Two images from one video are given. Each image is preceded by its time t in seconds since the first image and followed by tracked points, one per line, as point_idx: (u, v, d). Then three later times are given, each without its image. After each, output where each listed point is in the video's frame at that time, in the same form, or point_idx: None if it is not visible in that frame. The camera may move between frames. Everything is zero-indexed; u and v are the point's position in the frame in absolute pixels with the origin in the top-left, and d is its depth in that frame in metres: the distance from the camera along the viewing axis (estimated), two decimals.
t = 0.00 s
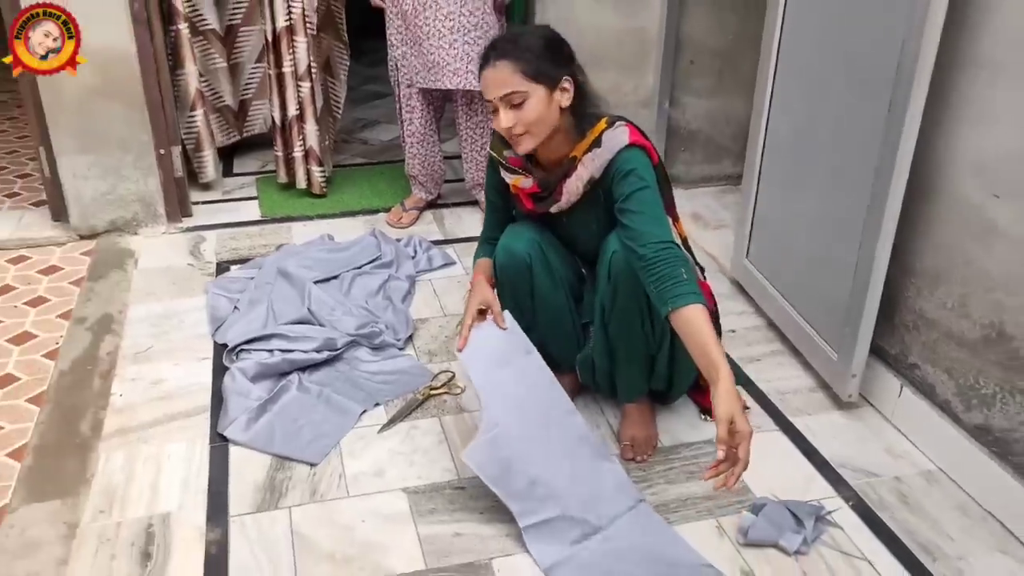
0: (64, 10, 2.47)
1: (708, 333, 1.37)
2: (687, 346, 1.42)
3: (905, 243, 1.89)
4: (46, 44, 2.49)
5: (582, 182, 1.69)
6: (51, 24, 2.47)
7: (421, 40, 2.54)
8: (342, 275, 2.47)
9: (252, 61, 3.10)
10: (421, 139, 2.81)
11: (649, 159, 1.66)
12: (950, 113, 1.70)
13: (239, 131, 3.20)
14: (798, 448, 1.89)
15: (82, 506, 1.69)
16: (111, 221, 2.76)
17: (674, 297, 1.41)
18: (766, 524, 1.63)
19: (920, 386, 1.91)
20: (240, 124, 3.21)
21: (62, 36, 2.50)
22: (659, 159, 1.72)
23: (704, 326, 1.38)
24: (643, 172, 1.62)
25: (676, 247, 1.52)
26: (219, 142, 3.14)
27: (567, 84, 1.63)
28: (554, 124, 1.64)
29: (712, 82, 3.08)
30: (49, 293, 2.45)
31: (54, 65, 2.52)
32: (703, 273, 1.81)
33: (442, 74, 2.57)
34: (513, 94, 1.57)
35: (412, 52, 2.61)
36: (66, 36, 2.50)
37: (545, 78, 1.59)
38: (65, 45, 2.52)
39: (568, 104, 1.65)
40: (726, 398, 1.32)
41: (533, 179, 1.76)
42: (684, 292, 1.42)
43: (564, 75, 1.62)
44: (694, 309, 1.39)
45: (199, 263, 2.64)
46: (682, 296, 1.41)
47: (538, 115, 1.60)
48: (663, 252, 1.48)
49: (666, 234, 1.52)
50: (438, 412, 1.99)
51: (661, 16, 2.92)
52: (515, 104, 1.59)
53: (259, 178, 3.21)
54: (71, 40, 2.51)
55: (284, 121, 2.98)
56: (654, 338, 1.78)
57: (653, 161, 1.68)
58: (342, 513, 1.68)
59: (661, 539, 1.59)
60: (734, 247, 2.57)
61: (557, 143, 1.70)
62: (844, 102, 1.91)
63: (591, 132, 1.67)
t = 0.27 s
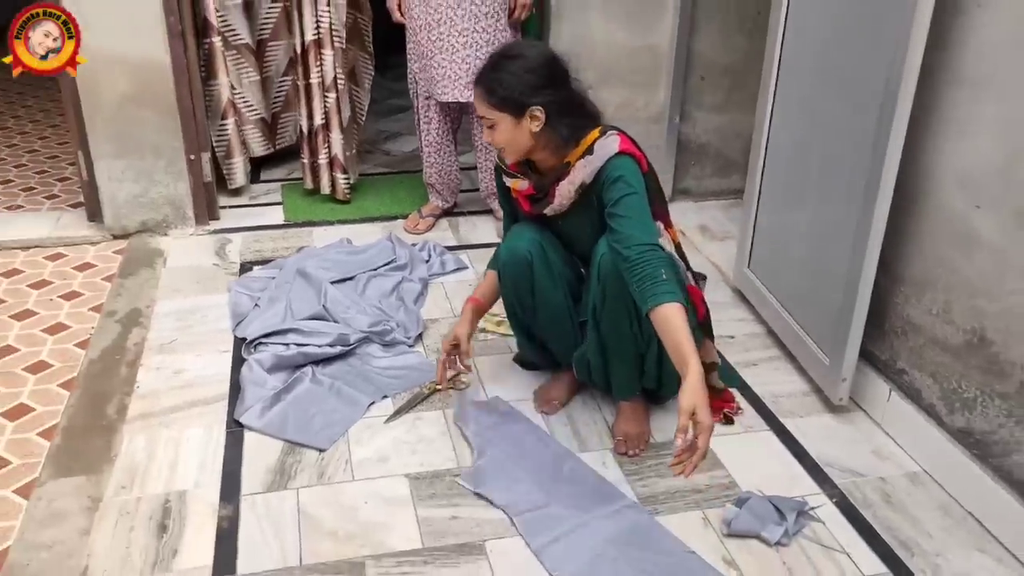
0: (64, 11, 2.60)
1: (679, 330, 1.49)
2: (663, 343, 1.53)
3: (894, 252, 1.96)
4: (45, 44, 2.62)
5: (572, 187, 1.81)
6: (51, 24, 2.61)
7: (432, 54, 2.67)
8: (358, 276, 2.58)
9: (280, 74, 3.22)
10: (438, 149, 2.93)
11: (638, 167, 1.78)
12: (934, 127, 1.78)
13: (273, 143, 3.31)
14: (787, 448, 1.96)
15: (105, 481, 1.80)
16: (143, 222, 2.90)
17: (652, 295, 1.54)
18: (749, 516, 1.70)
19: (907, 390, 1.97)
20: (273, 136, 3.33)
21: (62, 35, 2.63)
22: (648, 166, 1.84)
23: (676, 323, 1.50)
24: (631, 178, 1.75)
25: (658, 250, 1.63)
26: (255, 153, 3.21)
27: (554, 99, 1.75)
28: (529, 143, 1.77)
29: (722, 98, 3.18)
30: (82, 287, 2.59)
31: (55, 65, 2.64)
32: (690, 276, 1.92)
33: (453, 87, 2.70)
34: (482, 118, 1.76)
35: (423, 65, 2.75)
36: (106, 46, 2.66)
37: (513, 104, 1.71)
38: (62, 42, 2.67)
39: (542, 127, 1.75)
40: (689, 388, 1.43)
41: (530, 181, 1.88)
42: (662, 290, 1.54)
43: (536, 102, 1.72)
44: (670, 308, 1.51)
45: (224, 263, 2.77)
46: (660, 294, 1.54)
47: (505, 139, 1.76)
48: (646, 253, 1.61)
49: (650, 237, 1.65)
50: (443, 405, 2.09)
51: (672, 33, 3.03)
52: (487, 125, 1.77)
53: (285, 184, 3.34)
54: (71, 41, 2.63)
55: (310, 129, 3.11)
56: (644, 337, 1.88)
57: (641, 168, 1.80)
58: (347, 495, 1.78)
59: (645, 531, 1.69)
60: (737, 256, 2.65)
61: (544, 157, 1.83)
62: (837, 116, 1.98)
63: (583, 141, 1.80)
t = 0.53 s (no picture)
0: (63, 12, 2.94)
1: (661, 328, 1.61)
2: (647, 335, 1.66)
3: (889, 256, 2.01)
4: (44, 42, 2.94)
5: (571, 190, 1.90)
6: (49, 23, 2.93)
7: (442, 62, 2.81)
8: (371, 276, 2.67)
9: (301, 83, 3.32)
10: (451, 155, 3.03)
11: (634, 171, 1.87)
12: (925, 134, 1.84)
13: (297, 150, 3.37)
14: (782, 445, 2.01)
15: (124, 464, 1.89)
16: (167, 223, 3.01)
17: (640, 294, 1.65)
18: (739, 508, 1.76)
19: (900, 391, 2.02)
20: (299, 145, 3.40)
21: (59, 35, 2.95)
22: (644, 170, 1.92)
23: (659, 321, 1.62)
24: (626, 182, 1.83)
25: (648, 251, 1.73)
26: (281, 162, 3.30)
27: (555, 103, 1.85)
28: (537, 140, 1.86)
29: (731, 108, 3.24)
30: (108, 284, 2.70)
31: (55, 63, 2.95)
32: (685, 277, 2.00)
33: (460, 94, 2.84)
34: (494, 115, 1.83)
35: (427, 72, 2.86)
36: (134, 54, 2.78)
37: (525, 100, 1.81)
38: (65, 46, 2.98)
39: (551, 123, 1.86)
40: (666, 383, 1.57)
41: (532, 183, 1.98)
42: (650, 290, 1.65)
43: (545, 98, 1.83)
44: (655, 306, 1.63)
45: (243, 263, 2.87)
46: (648, 294, 1.64)
47: (518, 132, 1.83)
48: (636, 254, 1.71)
49: (641, 238, 1.74)
50: (448, 399, 2.16)
51: (682, 44, 3.10)
52: (497, 122, 1.84)
53: (304, 189, 3.43)
54: (70, 40, 2.94)
55: (331, 134, 3.20)
56: (639, 336, 1.94)
57: (637, 173, 1.88)
58: (353, 481, 1.86)
59: (636, 521, 1.75)
60: (741, 262, 2.71)
61: (547, 158, 1.92)
62: (835, 124, 2.05)
63: (582, 146, 1.89)
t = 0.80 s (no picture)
0: (63, 13, 3.21)
1: (656, 328, 1.67)
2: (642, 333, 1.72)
3: (881, 260, 2.05)
4: (46, 43, 3.23)
5: (569, 196, 1.94)
6: (51, 24, 3.21)
7: (444, 70, 2.90)
8: (376, 280, 2.73)
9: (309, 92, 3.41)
10: (455, 162, 3.09)
11: (628, 175, 1.93)
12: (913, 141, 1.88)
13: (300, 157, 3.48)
14: (775, 446, 2.05)
15: (132, 458, 1.96)
16: (178, 228, 3.08)
17: (634, 294, 1.71)
18: (729, 506, 1.80)
19: (891, 394, 2.05)
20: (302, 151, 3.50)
21: (61, 36, 3.23)
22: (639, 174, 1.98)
23: (654, 321, 1.68)
24: (620, 186, 1.89)
25: (642, 252, 1.78)
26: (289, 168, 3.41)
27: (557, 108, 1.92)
28: (565, 134, 1.95)
29: (732, 117, 3.29)
30: (120, 287, 2.77)
31: (55, 63, 3.22)
32: (679, 279, 2.04)
33: (461, 102, 2.93)
34: (541, 97, 1.89)
35: (426, 77, 2.95)
36: (146, 62, 2.86)
37: (563, 90, 1.92)
38: (64, 46, 3.22)
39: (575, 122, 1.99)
40: (659, 381, 1.62)
41: (530, 192, 2.02)
42: (643, 290, 1.70)
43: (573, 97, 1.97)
44: (649, 305, 1.68)
45: (252, 267, 2.94)
46: (641, 293, 1.70)
47: (559, 118, 1.91)
48: (630, 255, 1.76)
49: (635, 240, 1.80)
50: (448, 399, 2.21)
51: (684, 54, 3.15)
52: (539, 105, 1.90)
53: (314, 195, 3.49)
54: (72, 41, 3.21)
55: (338, 141, 3.28)
56: (635, 337, 1.99)
57: (632, 177, 1.94)
58: (353, 477, 1.91)
59: (630, 516, 1.80)
60: (740, 268, 2.75)
61: (557, 159, 1.98)
62: (828, 131, 2.11)
63: (578, 151, 1.95)
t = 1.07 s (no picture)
0: (65, 14, 3.07)
1: (658, 325, 1.65)
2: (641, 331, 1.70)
3: (868, 260, 2.08)
4: (47, 44, 3.12)
5: (556, 196, 1.96)
6: (52, 25, 3.10)
7: (442, 74, 2.92)
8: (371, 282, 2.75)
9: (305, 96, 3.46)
10: (450, 165, 3.12)
11: (617, 176, 1.95)
12: (898, 142, 1.91)
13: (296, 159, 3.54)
14: (763, 444, 2.07)
15: (127, 457, 1.98)
16: (176, 231, 3.11)
17: (631, 292, 1.70)
18: (715, 503, 1.82)
19: (878, 392, 2.08)
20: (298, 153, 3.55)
21: (62, 37, 3.11)
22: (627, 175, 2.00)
23: (654, 318, 1.66)
24: (610, 187, 1.91)
25: (636, 251, 1.79)
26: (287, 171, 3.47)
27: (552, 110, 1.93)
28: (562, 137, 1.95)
29: (726, 120, 3.32)
30: (118, 289, 2.80)
31: (56, 63, 3.10)
32: (670, 278, 2.06)
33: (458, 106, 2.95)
34: (547, 99, 1.88)
35: (424, 83, 2.97)
36: (144, 67, 2.89)
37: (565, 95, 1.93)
38: (64, 46, 3.09)
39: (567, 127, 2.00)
40: (663, 377, 1.59)
41: (517, 194, 2.04)
42: (640, 287, 1.70)
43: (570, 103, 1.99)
44: (647, 303, 1.67)
45: (249, 269, 2.97)
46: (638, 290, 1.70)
47: (560, 123, 1.91)
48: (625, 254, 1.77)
49: (628, 239, 1.80)
50: (440, 399, 2.23)
51: (678, 57, 3.18)
52: (545, 107, 1.89)
53: (312, 199, 3.51)
54: (72, 42, 3.07)
55: (334, 144, 3.33)
56: (627, 335, 2.01)
57: (620, 178, 1.96)
58: (345, 475, 1.94)
59: (617, 514, 1.82)
60: (732, 269, 2.78)
61: (548, 161, 1.99)
62: (814, 133, 2.14)
63: (567, 153, 1.98)
